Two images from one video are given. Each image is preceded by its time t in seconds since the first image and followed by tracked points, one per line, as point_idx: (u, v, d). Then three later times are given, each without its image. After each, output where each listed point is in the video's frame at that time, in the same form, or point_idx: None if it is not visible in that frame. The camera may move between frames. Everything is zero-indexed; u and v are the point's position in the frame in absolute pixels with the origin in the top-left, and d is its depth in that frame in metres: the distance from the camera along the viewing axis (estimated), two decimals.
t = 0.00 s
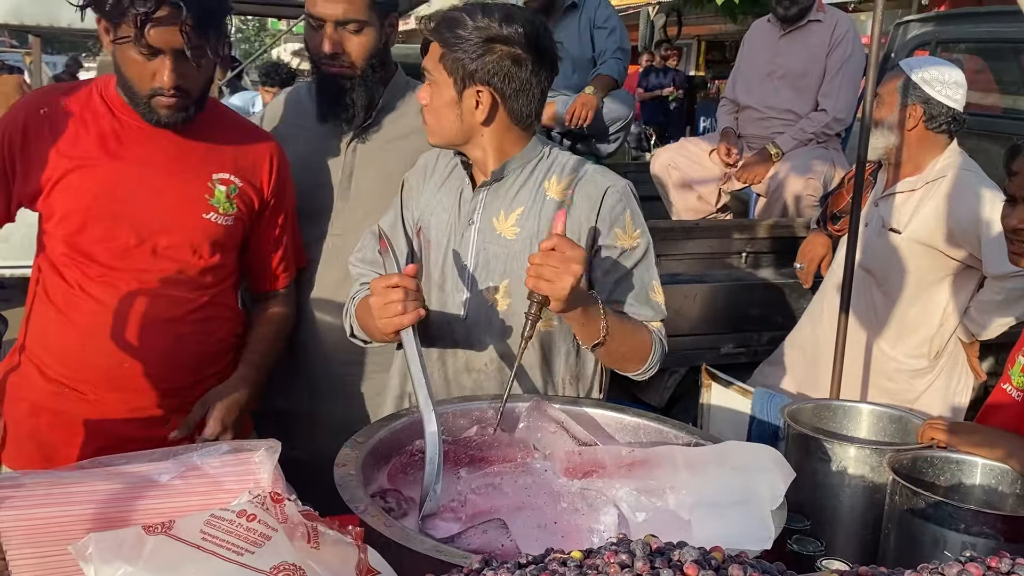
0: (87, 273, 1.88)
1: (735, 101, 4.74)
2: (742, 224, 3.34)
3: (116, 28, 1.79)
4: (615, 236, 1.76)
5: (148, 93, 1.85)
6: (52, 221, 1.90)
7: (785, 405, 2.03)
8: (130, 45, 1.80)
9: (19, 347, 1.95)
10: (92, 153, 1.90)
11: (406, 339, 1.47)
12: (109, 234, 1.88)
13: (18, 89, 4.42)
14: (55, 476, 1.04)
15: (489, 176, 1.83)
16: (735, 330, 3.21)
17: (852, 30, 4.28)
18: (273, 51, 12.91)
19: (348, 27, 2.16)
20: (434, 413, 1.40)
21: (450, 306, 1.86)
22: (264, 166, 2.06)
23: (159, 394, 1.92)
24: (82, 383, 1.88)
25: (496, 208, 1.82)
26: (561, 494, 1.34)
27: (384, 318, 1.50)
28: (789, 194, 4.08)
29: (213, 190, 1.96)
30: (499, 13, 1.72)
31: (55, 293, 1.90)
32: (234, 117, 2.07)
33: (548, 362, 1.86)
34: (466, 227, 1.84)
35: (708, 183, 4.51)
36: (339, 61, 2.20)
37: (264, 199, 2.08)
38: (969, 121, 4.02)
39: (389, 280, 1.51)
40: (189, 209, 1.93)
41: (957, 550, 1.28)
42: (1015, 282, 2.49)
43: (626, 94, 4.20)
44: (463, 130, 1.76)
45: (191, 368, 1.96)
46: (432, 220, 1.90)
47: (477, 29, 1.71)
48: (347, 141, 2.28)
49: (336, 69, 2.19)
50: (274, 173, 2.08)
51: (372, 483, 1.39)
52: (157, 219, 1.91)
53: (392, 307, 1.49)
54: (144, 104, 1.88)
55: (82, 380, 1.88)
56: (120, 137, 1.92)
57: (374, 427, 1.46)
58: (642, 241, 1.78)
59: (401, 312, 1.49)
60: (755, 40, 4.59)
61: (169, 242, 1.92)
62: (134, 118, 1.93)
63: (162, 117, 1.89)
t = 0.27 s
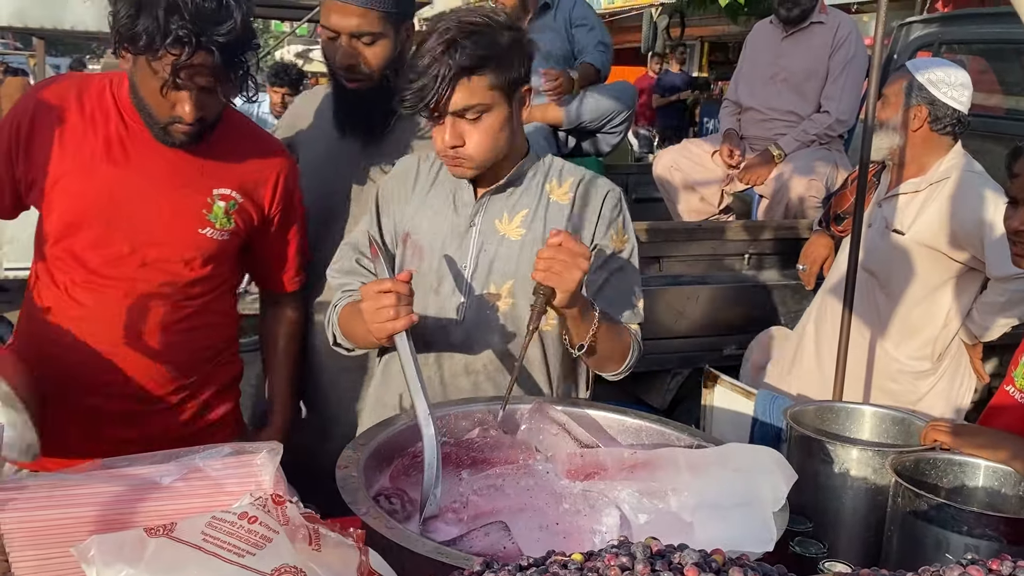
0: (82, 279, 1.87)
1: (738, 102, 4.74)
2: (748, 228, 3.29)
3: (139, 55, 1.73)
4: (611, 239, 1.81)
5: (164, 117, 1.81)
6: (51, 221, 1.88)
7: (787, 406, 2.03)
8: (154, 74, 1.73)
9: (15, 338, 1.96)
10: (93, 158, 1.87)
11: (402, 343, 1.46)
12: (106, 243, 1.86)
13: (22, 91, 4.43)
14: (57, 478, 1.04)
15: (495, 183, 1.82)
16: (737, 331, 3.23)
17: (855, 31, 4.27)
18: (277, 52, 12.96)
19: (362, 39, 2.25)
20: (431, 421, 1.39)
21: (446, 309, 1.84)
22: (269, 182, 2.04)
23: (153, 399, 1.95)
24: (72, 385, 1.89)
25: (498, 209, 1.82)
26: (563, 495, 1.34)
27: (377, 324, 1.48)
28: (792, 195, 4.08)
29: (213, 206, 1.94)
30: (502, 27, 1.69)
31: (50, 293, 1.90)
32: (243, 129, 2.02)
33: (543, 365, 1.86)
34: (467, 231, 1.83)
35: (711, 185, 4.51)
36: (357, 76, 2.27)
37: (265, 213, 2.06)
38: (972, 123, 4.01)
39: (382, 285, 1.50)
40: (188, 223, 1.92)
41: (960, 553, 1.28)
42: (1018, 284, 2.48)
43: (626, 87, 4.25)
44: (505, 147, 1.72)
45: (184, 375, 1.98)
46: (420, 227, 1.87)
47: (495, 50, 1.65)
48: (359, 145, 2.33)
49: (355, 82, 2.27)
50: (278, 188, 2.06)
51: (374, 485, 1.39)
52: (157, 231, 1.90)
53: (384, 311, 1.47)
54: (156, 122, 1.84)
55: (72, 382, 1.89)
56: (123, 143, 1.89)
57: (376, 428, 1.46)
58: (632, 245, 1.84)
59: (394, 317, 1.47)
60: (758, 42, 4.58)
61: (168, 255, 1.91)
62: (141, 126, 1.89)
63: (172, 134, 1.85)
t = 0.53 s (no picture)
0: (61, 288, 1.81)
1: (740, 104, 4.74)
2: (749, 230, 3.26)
3: (131, 73, 1.62)
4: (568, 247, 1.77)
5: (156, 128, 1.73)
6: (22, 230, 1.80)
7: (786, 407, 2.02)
8: (149, 92, 1.64)
9: None
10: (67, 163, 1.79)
11: (391, 349, 1.35)
12: (86, 250, 1.81)
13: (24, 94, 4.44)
14: (53, 481, 1.04)
15: (465, 186, 1.68)
16: (739, 333, 3.22)
17: (857, 32, 4.25)
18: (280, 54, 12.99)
19: (352, 60, 2.28)
20: (425, 421, 1.35)
21: (418, 314, 1.67)
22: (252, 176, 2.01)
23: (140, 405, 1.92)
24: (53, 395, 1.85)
25: (466, 211, 1.68)
26: (560, 497, 1.34)
27: (367, 325, 1.35)
28: (793, 197, 4.08)
29: (194, 203, 1.90)
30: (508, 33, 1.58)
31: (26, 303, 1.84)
32: (225, 126, 1.96)
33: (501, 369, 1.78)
34: (436, 234, 1.66)
35: (713, 186, 4.51)
36: (348, 89, 2.30)
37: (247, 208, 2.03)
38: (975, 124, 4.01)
39: (370, 284, 1.36)
40: (170, 224, 1.88)
41: (959, 554, 1.28)
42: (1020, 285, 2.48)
43: (631, 87, 4.25)
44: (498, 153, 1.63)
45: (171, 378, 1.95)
46: (375, 229, 1.66)
47: (510, 58, 1.54)
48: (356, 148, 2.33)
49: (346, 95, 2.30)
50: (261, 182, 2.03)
51: (373, 486, 1.39)
52: (139, 234, 1.85)
53: (375, 310, 1.34)
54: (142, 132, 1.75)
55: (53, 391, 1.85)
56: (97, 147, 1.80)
57: (375, 430, 1.46)
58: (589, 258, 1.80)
59: (383, 316, 1.34)
60: (760, 43, 4.58)
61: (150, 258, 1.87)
62: (120, 129, 1.80)
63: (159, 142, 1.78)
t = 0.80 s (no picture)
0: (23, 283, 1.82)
1: (742, 104, 4.74)
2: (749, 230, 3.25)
3: (83, 62, 1.63)
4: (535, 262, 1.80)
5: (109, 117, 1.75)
6: None
7: (787, 407, 2.02)
8: (101, 79, 1.66)
9: None
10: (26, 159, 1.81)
11: (385, 347, 1.33)
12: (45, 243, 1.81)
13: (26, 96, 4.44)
14: (48, 482, 1.04)
15: (443, 196, 1.69)
16: (741, 334, 3.22)
17: (859, 33, 4.24)
18: (284, 57, 13.01)
19: (340, 61, 2.27)
20: (422, 421, 1.35)
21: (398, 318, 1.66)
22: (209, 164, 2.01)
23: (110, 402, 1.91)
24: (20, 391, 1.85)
25: (442, 220, 1.68)
26: (558, 497, 1.33)
27: (360, 322, 1.35)
28: (795, 198, 4.07)
29: (152, 192, 1.90)
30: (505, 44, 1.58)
31: None
32: (179, 116, 1.97)
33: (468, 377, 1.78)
34: (412, 242, 1.66)
35: (715, 187, 4.50)
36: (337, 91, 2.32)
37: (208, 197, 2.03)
38: (977, 124, 3.99)
39: (363, 280, 1.35)
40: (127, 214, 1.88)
41: (959, 555, 1.27)
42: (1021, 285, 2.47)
43: (633, 90, 4.23)
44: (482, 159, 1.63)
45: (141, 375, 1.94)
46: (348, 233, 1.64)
47: (508, 68, 1.54)
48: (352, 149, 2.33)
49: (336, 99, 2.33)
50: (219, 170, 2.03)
51: (370, 488, 1.38)
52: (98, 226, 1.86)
53: (369, 308, 1.34)
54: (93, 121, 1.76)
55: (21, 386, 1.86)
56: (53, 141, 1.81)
57: (373, 431, 1.46)
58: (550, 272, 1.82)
59: (378, 313, 1.34)
60: (762, 44, 4.57)
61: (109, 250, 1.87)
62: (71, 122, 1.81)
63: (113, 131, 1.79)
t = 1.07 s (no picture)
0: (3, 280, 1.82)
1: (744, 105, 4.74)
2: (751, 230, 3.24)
3: (50, 51, 1.70)
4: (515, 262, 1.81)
5: (81, 111, 1.79)
6: None
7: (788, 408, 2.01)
8: (66, 69, 1.72)
9: None
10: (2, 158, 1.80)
11: (383, 348, 1.33)
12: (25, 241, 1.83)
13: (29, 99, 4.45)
14: (48, 484, 1.04)
15: (428, 200, 1.69)
16: (743, 334, 3.21)
17: (861, 33, 4.23)
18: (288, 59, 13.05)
19: (347, 57, 2.23)
20: (421, 422, 1.34)
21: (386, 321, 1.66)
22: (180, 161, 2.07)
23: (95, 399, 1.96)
24: None
25: (427, 224, 1.69)
26: (559, 498, 1.33)
27: (357, 322, 1.35)
28: (797, 199, 4.06)
29: (130, 190, 1.94)
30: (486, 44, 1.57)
31: None
32: (150, 119, 2.03)
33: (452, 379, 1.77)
34: (398, 246, 1.66)
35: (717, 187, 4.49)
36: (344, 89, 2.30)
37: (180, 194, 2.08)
38: (980, 124, 3.98)
39: (362, 281, 1.35)
40: (105, 213, 1.90)
41: (960, 556, 1.26)
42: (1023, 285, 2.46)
43: (638, 92, 4.22)
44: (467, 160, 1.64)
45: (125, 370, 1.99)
46: (334, 238, 1.63)
47: (488, 69, 1.54)
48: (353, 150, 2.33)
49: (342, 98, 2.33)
50: (190, 167, 2.10)
51: (370, 490, 1.38)
52: (76, 226, 1.88)
53: (366, 309, 1.34)
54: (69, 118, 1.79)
55: None
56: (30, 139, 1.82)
57: (374, 433, 1.45)
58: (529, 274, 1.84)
59: (376, 314, 1.34)
60: (764, 45, 4.56)
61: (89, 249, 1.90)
62: (45, 123, 1.83)
63: (87, 127, 1.82)
